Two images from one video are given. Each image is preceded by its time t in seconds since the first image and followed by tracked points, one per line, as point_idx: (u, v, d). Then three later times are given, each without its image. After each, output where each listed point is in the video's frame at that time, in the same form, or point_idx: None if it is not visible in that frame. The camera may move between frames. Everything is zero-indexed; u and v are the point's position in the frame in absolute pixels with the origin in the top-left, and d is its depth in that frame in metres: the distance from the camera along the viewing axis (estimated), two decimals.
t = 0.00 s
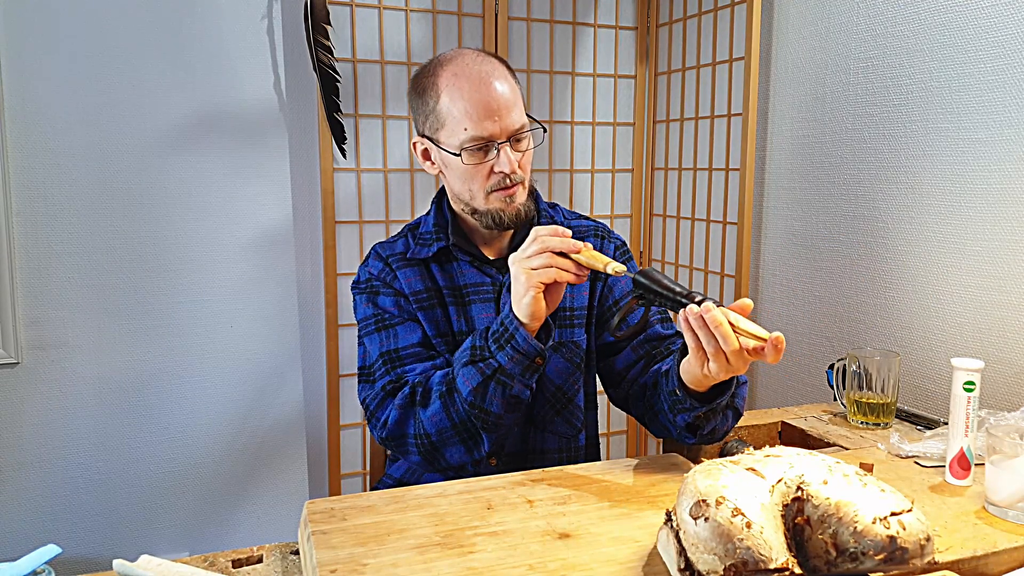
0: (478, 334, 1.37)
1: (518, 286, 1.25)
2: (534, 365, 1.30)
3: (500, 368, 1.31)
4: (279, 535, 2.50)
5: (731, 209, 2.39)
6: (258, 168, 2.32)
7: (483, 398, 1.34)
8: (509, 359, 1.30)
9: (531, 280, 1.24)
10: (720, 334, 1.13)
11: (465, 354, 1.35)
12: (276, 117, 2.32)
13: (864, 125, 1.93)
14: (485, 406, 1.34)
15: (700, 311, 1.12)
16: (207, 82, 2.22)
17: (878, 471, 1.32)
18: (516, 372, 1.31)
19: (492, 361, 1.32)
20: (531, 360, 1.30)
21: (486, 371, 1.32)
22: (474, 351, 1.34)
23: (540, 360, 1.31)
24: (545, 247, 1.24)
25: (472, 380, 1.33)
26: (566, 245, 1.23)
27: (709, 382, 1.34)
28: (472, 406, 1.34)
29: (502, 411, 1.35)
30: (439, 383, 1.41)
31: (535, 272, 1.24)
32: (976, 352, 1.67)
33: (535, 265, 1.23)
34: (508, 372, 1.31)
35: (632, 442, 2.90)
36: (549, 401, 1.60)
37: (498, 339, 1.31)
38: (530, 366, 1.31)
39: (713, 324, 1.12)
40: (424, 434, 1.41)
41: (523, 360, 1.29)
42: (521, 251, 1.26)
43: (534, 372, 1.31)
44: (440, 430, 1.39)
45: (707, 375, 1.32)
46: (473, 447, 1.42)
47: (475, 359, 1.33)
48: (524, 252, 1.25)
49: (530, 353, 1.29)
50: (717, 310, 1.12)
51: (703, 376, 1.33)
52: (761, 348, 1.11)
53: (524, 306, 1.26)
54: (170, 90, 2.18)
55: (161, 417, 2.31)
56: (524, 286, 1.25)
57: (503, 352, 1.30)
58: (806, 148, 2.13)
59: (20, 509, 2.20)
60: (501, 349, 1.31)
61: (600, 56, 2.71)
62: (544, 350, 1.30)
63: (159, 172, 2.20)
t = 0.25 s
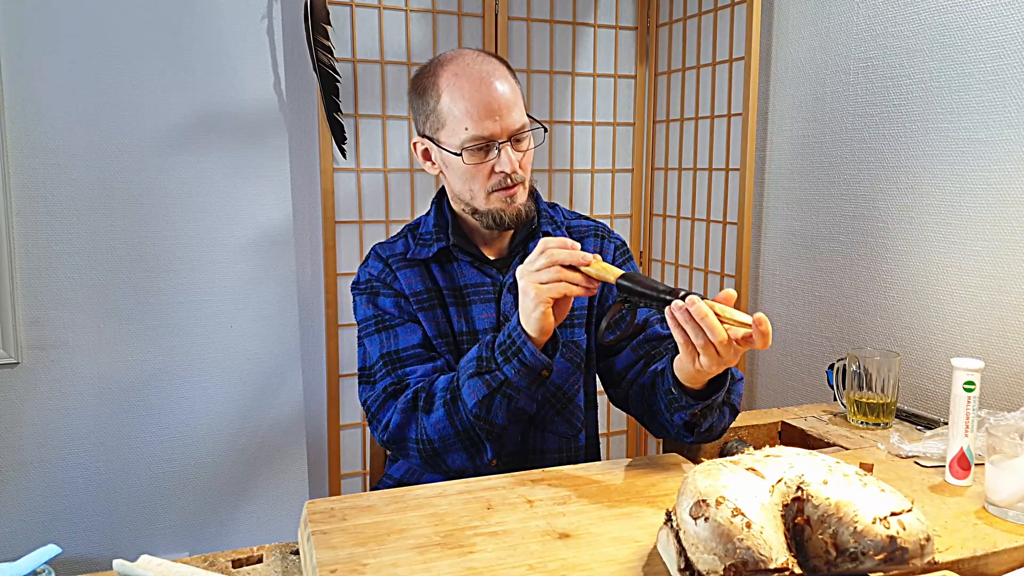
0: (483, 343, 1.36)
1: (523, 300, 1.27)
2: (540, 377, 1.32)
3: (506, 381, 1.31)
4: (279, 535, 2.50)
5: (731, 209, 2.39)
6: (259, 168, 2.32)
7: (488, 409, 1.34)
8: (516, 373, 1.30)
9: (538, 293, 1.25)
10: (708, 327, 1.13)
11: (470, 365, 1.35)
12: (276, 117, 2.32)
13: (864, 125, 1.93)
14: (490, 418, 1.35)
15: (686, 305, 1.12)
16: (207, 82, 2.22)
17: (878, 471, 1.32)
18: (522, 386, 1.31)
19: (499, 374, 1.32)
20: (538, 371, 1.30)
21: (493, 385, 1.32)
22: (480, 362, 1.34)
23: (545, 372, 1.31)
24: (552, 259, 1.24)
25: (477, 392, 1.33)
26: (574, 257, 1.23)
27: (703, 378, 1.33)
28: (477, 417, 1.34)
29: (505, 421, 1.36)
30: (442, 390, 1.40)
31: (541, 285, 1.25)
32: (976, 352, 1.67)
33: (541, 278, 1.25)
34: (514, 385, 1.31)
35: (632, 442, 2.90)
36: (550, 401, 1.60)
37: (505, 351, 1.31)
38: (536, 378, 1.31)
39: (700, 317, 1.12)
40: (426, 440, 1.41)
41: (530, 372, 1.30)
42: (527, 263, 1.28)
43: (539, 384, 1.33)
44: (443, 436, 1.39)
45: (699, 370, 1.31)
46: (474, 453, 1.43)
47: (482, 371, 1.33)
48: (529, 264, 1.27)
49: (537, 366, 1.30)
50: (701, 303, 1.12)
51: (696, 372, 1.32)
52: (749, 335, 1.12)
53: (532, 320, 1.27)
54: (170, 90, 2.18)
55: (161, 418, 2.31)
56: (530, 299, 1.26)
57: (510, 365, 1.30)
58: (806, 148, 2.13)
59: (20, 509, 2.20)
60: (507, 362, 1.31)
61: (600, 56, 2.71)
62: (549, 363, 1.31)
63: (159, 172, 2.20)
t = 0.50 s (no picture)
0: (478, 357, 1.34)
1: (522, 322, 1.25)
2: (535, 393, 1.31)
3: (501, 400, 1.31)
4: (279, 535, 2.50)
5: (731, 209, 2.39)
6: (259, 167, 2.32)
7: (483, 425, 1.34)
8: (510, 391, 1.29)
9: (539, 318, 1.22)
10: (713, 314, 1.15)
11: (464, 382, 1.33)
12: (275, 117, 2.32)
13: (864, 125, 1.93)
14: (485, 433, 1.35)
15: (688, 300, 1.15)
16: (207, 82, 2.22)
17: (878, 471, 1.32)
18: (517, 403, 1.31)
19: (494, 393, 1.31)
20: (534, 389, 1.30)
21: (487, 403, 1.31)
22: (475, 379, 1.32)
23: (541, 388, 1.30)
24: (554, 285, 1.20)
25: (472, 409, 1.32)
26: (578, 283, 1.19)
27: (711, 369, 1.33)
28: (472, 433, 1.34)
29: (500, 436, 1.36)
30: (437, 399, 1.39)
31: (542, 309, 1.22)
32: (976, 352, 1.67)
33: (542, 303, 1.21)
34: (509, 403, 1.30)
35: (632, 442, 2.90)
36: (550, 401, 1.60)
37: (499, 368, 1.29)
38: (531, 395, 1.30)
39: (704, 306, 1.15)
40: (421, 447, 1.41)
41: (526, 390, 1.29)
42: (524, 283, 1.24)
43: (533, 400, 1.32)
44: (438, 446, 1.39)
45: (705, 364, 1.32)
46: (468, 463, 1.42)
47: (477, 389, 1.32)
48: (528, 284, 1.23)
49: (532, 384, 1.29)
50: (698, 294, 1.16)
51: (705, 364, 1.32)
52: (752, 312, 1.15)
53: (531, 341, 1.26)
54: (169, 90, 2.18)
55: (161, 418, 2.31)
56: (531, 323, 1.24)
57: (505, 383, 1.29)
58: (806, 148, 2.13)
59: (20, 509, 2.20)
60: (502, 380, 1.29)
61: (600, 56, 2.71)
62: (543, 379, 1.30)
63: (159, 172, 2.20)
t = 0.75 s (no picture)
0: (477, 369, 1.32)
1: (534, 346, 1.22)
2: (532, 410, 1.30)
3: (498, 414, 1.30)
4: (279, 535, 2.50)
5: (731, 209, 2.39)
6: (259, 167, 2.32)
7: (477, 438, 1.34)
8: (508, 407, 1.28)
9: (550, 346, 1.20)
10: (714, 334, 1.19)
11: (461, 394, 1.32)
12: (275, 117, 2.32)
13: (864, 125, 1.93)
14: (478, 445, 1.35)
15: (685, 329, 1.17)
16: (207, 83, 2.22)
17: (878, 471, 1.32)
18: (514, 418, 1.30)
19: (491, 408, 1.30)
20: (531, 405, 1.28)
21: (484, 416, 1.31)
22: (473, 392, 1.31)
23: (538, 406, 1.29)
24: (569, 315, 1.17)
25: (467, 421, 1.32)
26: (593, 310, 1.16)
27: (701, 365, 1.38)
28: (465, 444, 1.35)
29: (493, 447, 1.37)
30: (431, 405, 1.38)
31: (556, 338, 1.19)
32: (976, 353, 1.67)
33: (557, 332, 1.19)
34: (505, 418, 1.30)
35: (632, 441, 2.90)
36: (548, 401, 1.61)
37: (498, 384, 1.28)
38: (528, 411, 1.29)
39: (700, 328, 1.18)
40: (412, 450, 1.41)
41: (523, 406, 1.28)
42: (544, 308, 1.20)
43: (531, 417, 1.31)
44: (429, 452, 1.39)
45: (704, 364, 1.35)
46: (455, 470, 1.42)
47: (473, 403, 1.31)
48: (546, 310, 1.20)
49: (530, 402, 1.27)
50: (689, 318, 1.19)
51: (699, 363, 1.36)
52: (747, 322, 1.19)
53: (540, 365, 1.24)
54: (169, 90, 2.18)
55: (161, 418, 2.31)
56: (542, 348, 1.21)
57: (503, 398, 1.28)
58: (806, 148, 2.13)
59: (21, 509, 2.20)
60: (501, 395, 1.28)
61: (600, 56, 2.71)
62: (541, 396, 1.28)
63: (159, 172, 2.20)
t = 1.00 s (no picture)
0: (495, 365, 1.35)
1: (554, 341, 1.25)
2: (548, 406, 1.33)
3: (516, 411, 1.33)
4: (279, 535, 2.50)
5: (731, 209, 2.39)
6: (259, 167, 2.32)
7: (493, 434, 1.36)
8: (526, 402, 1.31)
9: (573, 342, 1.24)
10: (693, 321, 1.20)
11: (481, 389, 1.35)
12: (276, 117, 2.32)
13: (864, 124, 1.93)
14: (494, 440, 1.37)
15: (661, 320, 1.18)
16: (207, 82, 2.22)
17: (878, 471, 1.32)
18: (531, 413, 1.33)
19: (510, 403, 1.33)
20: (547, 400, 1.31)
21: (502, 412, 1.33)
22: (492, 388, 1.33)
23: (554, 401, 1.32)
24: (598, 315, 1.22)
25: (485, 417, 1.34)
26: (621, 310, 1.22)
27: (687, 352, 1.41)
28: (482, 439, 1.36)
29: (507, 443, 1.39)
30: (444, 402, 1.39)
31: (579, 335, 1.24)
32: (976, 353, 1.67)
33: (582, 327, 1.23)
34: (524, 414, 1.33)
35: (632, 441, 2.90)
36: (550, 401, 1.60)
37: (518, 379, 1.31)
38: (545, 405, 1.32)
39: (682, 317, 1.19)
40: (423, 448, 1.42)
41: (540, 401, 1.31)
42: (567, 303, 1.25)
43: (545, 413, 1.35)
44: (442, 448, 1.40)
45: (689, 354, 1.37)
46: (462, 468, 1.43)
47: (493, 398, 1.33)
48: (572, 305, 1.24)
49: (547, 398, 1.31)
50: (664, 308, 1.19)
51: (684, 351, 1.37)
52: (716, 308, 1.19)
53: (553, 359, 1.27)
54: (169, 90, 2.17)
55: (161, 418, 2.30)
56: (563, 345, 1.24)
57: (521, 394, 1.31)
58: (806, 148, 2.13)
59: (20, 509, 2.20)
60: (520, 391, 1.31)
61: (600, 56, 2.71)
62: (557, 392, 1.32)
63: (159, 172, 2.20)
